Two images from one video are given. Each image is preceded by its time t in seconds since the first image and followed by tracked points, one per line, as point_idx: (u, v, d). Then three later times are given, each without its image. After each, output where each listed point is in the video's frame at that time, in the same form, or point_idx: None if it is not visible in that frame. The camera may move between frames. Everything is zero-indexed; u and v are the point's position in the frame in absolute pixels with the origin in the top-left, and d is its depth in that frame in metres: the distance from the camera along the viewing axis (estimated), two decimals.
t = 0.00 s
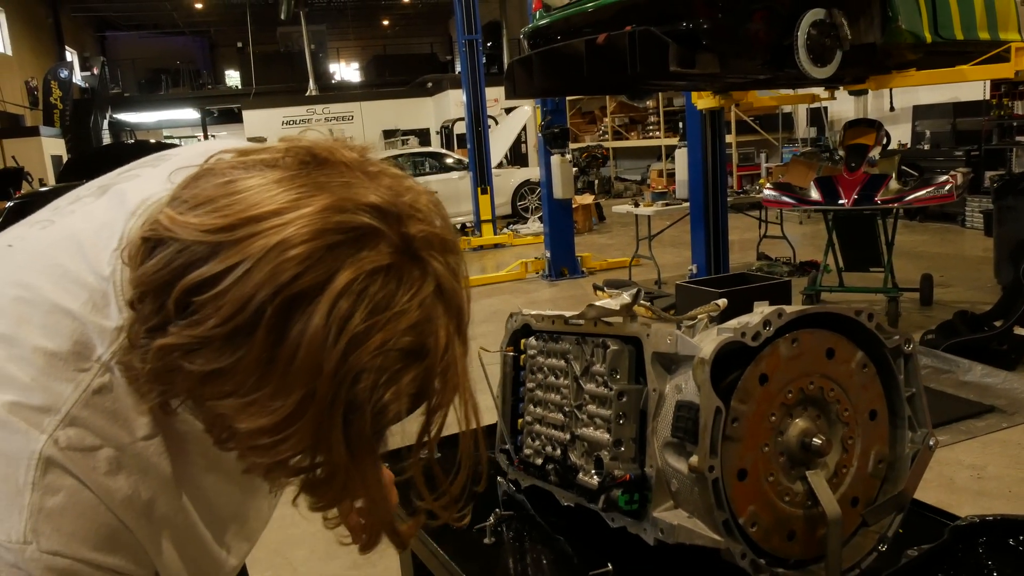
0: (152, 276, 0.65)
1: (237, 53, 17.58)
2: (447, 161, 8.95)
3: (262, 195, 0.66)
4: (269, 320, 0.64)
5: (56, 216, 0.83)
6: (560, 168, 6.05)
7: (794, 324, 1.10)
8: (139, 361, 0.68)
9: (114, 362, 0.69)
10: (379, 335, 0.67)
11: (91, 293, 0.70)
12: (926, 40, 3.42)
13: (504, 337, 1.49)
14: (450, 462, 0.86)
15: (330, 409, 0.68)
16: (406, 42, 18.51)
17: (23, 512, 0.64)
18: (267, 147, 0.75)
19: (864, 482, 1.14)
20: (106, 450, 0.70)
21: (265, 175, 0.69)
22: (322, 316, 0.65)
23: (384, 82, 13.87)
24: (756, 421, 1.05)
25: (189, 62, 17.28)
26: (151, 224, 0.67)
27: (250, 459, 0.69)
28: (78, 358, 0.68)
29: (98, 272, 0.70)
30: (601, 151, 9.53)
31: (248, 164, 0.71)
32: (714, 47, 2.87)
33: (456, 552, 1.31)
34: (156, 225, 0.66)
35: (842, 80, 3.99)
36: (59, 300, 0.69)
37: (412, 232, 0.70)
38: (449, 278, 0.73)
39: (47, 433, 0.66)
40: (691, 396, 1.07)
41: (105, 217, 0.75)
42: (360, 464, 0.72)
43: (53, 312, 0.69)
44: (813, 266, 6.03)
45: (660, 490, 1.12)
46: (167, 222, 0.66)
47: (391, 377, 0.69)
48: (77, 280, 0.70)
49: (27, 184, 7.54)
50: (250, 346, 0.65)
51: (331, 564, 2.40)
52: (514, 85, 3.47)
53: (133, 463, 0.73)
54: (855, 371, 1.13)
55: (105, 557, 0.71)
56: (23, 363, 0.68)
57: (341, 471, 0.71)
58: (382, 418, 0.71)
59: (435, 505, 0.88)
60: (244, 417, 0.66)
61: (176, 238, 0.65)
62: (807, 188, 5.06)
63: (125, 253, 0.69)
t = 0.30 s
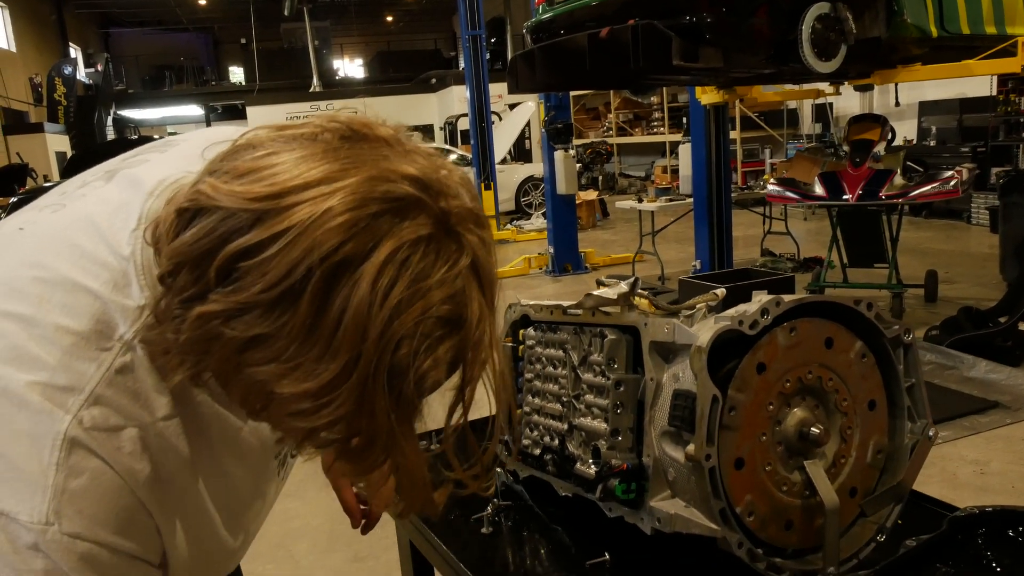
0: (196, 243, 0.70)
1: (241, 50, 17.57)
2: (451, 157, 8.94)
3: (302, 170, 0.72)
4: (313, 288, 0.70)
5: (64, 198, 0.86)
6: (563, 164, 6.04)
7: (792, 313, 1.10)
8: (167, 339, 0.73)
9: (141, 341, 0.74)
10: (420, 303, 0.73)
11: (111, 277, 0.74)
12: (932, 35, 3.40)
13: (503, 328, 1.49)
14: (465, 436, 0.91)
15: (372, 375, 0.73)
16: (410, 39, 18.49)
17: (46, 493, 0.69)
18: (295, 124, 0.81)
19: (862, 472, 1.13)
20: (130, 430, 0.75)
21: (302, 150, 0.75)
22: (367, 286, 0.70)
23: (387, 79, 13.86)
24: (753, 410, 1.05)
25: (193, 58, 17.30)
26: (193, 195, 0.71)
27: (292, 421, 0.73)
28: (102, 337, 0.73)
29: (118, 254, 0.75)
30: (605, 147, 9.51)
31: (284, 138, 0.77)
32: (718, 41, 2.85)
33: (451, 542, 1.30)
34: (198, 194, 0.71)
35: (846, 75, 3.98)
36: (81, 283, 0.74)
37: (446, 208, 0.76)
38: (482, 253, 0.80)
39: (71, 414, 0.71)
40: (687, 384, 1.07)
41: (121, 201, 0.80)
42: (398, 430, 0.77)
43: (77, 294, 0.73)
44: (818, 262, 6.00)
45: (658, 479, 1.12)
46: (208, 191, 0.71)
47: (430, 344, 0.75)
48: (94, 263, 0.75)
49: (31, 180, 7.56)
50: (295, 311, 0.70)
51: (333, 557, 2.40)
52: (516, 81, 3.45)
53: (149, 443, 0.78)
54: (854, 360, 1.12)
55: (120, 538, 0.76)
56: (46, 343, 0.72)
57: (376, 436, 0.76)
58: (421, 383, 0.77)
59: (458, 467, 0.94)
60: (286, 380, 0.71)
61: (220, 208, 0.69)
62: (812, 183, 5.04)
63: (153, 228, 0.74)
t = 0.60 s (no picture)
0: (209, 220, 0.71)
1: (244, 48, 17.65)
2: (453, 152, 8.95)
3: (314, 145, 0.74)
4: (329, 258, 0.71)
5: (68, 188, 0.88)
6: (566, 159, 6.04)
7: (790, 306, 1.10)
8: (176, 320, 0.74)
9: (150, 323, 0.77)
10: (431, 276, 0.75)
11: (120, 263, 0.77)
12: (934, 28, 3.39)
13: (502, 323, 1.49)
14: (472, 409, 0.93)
15: (387, 344, 0.74)
16: (413, 35, 18.53)
17: (51, 480, 0.70)
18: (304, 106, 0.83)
19: (860, 465, 1.13)
20: (136, 415, 0.78)
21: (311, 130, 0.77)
22: (382, 256, 0.72)
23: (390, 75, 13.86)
24: (750, 403, 1.05)
25: (197, 56, 17.33)
26: (205, 173, 0.73)
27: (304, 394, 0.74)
28: (109, 321, 0.75)
29: (125, 239, 0.78)
30: (608, 142, 9.49)
31: (296, 116, 0.79)
32: (720, 35, 2.85)
33: (452, 537, 1.31)
34: (211, 172, 0.73)
35: (848, 68, 3.97)
36: (90, 268, 0.76)
37: (456, 182, 0.78)
38: (490, 226, 0.82)
39: (78, 400, 0.73)
40: (683, 378, 1.08)
41: (127, 189, 0.82)
42: (414, 397, 0.79)
43: (82, 283, 0.75)
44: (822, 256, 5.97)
45: (655, 474, 1.12)
46: (223, 167, 0.72)
47: (443, 313, 0.77)
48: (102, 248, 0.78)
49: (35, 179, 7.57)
50: (308, 283, 0.71)
51: (337, 554, 2.41)
52: (518, 76, 3.45)
53: (154, 427, 0.81)
54: (851, 353, 1.12)
55: (124, 521, 0.79)
56: (55, 327, 0.74)
57: (390, 408, 0.77)
58: (435, 352, 0.78)
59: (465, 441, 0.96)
60: (302, 351, 0.72)
61: (234, 184, 0.71)
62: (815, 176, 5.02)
63: (162, 213, 0.76)
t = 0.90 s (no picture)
0: (308, 191, 0.66)
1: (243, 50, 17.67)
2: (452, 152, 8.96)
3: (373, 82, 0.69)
4: (442, 179, 0.69)
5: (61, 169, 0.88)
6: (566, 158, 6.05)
7: (783, 305, 1.10)
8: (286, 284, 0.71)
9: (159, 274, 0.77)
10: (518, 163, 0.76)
11: (127, 223, 0.77)
12: (933, 25, 3.38)
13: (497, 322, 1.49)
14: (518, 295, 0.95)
15: (508, 237, 0.75)
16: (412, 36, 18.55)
17: (66, 431, 0.68)
18: (278, 53, 0.76)
19: (855, 463, 1.13)
20: (149, 368, 0.77)
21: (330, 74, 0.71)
22: (484, 160, 0.71)
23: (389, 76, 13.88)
24: (744, 401, 1.05)
25: (196, 58, 17.34)
26: (274, 152, 0.66)
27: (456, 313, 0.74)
28: (120, 280, 0.75)
29: (130, 204, 0.78)
30: (607, 141, 9.49)
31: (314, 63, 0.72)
32: (717, 34, 2.84)
33: (447, 537, 1.30)
34: (288, 150, 0.65)
35: (847, 66, 3.95)
36: (96, 231, 0.76)
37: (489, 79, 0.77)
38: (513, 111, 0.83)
39: (92, 353, 0.71)
40: (678, 377, 1.08)
41: (127, 160, 0.84)
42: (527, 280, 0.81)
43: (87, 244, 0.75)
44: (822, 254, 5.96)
45: (650, 473, 1.12)
46: (297, 129, 0.66)
47: (530, 194, 0.79)
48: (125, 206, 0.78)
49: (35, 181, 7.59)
50: (433, 212, 0.69)
51: (335, 556, 2.41)
52: (517, 76, 3.43)
53: (165, 380, 0.80)
54: (845, 351, 1.12)
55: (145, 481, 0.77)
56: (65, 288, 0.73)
57: (515, 298, 0.80)
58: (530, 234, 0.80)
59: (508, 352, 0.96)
60: (448, 272, 0.71)
61: (325, 148, 0.65)
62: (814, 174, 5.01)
63: (213, 181, 0.70)
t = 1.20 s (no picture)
0: (413, 89, 0.85)
1: (247, 49, 17.72)
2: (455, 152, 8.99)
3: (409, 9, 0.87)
4: (487, 59, 0.89)
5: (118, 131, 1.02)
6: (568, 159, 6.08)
7: (784, 307, 1.10)
8: (397, 168, 0.89)
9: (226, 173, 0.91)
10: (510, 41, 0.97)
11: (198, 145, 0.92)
12: (934, 26, 3.38)
13: (499, 324, 1.49)
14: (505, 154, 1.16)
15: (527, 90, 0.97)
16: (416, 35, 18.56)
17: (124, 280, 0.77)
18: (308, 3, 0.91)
19: (855, 466, 1.14)
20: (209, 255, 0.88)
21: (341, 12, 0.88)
22: (501, 39, 0.92)
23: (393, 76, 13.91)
24: (744, 404, 1.05)
25: (200, 57, 17.41)
26: (378, 67, 0.84)
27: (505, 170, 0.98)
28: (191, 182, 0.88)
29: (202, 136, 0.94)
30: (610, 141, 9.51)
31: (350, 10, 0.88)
32: (719, 35, 2.84)
33: (450, 539, 1.30)
34: (394, 58, 0.84)
35: (849, 67, 3.95)
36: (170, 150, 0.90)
37: None
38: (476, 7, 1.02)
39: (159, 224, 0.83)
40: (679, 380, 1.08)
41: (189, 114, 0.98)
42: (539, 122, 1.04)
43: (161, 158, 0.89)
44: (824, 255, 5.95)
45: (651, 475, 1.12)
46: (387, 51, 0.84)
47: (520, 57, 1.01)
48: (180, 137, 0.94)
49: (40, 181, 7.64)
50: (491, 86, 0.90)
51: (337, 555, 2.42)
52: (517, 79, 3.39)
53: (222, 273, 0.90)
54: (846, 354, 1.12)
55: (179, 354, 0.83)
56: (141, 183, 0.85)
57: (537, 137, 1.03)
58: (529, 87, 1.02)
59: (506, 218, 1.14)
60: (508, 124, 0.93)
61: (414, 52, 0.84)
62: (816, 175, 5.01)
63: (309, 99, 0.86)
